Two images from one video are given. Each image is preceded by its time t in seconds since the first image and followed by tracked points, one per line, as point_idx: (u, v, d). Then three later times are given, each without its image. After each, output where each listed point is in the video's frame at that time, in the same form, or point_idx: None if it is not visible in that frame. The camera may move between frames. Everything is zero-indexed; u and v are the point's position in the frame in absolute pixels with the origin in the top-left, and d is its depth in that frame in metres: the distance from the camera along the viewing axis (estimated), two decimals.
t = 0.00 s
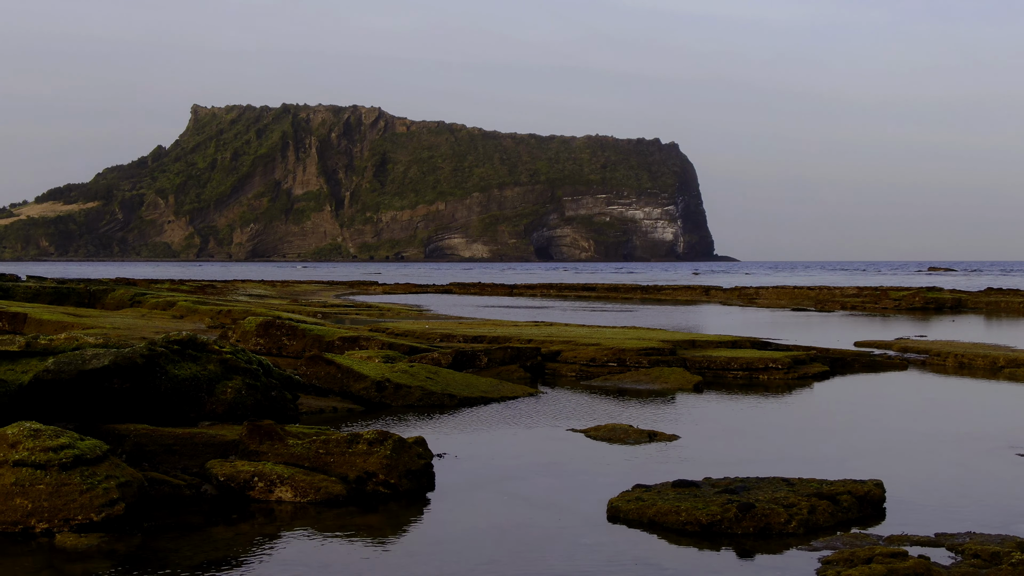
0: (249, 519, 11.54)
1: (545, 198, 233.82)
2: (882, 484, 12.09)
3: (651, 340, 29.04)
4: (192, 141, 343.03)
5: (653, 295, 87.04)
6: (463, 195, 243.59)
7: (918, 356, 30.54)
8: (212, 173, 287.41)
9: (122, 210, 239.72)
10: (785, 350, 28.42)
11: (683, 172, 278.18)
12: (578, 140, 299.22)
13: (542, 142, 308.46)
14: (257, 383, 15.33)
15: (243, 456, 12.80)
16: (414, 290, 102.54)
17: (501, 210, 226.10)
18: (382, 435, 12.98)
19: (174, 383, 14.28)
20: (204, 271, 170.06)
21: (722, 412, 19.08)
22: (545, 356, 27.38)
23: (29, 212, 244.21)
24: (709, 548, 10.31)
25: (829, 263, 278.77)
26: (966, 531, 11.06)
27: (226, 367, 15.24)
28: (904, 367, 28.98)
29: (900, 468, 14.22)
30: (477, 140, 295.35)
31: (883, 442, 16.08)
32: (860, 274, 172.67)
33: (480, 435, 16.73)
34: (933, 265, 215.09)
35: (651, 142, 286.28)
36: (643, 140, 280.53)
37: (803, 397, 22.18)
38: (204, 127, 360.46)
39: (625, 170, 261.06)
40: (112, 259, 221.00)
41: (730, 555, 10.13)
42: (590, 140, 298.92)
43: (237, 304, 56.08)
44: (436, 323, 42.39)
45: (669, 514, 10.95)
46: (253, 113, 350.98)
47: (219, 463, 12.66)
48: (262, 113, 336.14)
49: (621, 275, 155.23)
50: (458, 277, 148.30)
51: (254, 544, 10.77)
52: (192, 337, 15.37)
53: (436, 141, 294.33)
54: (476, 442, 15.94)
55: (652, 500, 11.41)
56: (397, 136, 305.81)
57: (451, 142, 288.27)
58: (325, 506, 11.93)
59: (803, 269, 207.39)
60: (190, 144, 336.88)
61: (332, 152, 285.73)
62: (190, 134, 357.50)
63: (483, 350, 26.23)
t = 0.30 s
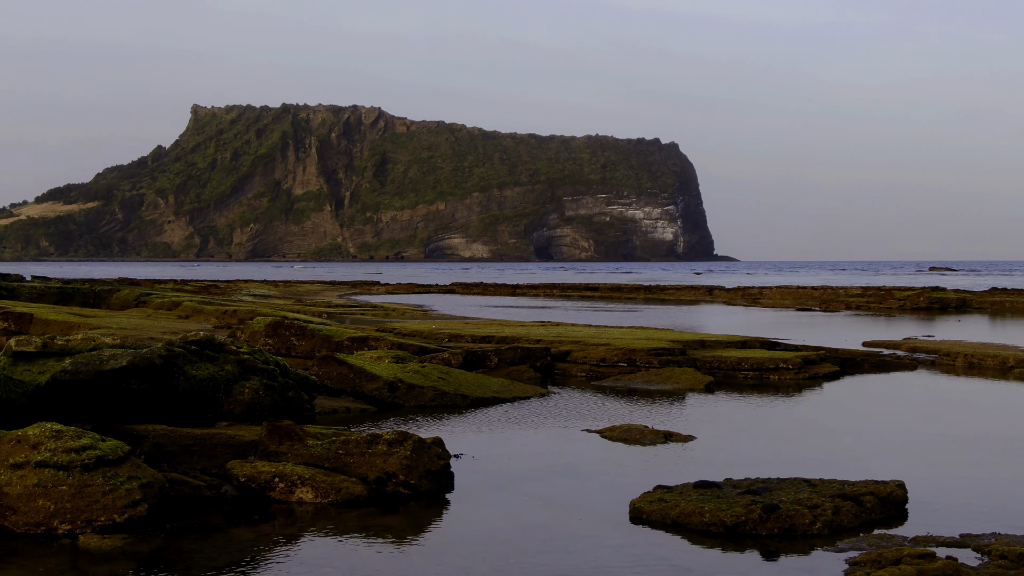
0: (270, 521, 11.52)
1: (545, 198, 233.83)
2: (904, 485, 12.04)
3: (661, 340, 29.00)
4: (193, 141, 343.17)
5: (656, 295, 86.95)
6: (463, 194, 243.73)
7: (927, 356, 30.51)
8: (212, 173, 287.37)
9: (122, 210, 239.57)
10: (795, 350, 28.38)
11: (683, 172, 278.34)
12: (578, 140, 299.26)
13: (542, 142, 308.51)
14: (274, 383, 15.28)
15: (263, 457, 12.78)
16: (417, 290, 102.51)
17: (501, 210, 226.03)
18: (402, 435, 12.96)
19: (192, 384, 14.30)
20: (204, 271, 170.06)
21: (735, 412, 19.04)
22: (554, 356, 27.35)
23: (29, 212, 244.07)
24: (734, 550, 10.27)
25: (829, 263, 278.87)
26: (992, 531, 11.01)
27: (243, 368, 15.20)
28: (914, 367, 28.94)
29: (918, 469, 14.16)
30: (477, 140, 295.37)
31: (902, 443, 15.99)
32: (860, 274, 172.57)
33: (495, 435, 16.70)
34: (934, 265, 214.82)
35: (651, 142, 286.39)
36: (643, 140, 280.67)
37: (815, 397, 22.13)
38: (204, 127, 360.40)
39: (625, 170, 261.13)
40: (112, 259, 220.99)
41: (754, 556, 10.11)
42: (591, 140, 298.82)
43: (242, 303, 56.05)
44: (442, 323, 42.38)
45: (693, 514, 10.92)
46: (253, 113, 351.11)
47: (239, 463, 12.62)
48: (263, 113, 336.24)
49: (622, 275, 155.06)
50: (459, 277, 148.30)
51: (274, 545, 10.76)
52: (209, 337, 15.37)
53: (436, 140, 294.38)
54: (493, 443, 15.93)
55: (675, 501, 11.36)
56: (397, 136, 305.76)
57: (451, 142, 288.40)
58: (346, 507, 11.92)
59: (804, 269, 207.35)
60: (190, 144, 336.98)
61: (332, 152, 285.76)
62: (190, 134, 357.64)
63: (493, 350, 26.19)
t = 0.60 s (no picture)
0: (289, 520, 11.49)
1: (545, 198, 233.77)
2: (925, 485, 12.01)
3: (669, 340, 28.97)
4: (193, 141, 343.07)
5: (660, 295, 86.88)
6: (463, 194, 243.82)
7: (936, 356, 30.52)
8: (212, 173, 287.26)
9: (122, 210, 239.39)
10: (803, 350, 28.37)
11: (683, 172, 278.53)
12: (578, 140, 299.25)
13: (542, 142, 308.51)
14: (290, 383, 15.24)
15: (281, 457, 12.77)
16: (419, 290, 102.46)
17: (501, 210, 226.00)
18: (420, 435, 12.93)
19: (208, 384, 14.32)
20: (204, 271, 169.79)
21: (746, 412, 18.97)
22: (564, 355, 27.31)
23: (29, 212, 243.87)
24: (757, 551, 10.23)
25: (830, 263, 278.71)
26: (1014, 531, 10.98)
27: (259, 368, 15.19)
28: (922, 367, 28.92)
29: (933, 469, 14.15)
30: (477, 140, 295.38)
31: (915, 443, 16.00)
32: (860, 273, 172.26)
33: (507, 434, 16.71)
34: (936, 265, 214.35)
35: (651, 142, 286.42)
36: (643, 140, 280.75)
37: (825, 397, 22.10)
38: (204, 127, 360.19)
39: (625, 170, 261.19)
40: (112, 259, 220.87)
41: (777, 556, 10.07)
42: (590, 140, 298.72)
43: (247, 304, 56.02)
44: (448, 323, 42.37)
45: (714, 516, 10.90)
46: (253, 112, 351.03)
47: (258, 464, 12.60)
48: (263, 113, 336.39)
49: (622, 275, 154.87)
50: (460, 277, 148.14)
51: (292, 545, 10.76)
52: (225, 337, 15.36)
53: (436, 140, 294.49)
54: (508, 443, 15.93)
55: (696, 501, 11.32)
56: (397, 136, 305.71)
57: (451, 142, 288.39)
58: (366, 507, 11.90)
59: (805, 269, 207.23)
60: (190, 144, 336.90)
61: (332, 152, 285.83)
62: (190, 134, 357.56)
63: (503, 349, 26.19)
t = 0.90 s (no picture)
0: (309, 521, 11.49)
1: (545, 198, 233.79)
2: (944, 486, 12.00)
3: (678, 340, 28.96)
4: (193, 140, 343.18)
5: (662, 295, 86.91)
6: (463, 194, 243.93)
7: (944, 356, 30.50)
8: (212, 173, 287.28)
9: (122, 210, 239.41)
10: (812, 350, 28.35)
11: (683, 172, 278.66)
12: (578, 140, 299.37)
13: (542, 142, 308.52)
14: (305, 384, 15.24)
15: (299, 457, 12.77)
16: (422, 290, 102.45)
17: (501, 210, 225.98)
18: (438, 435, 12.93)
19: (225, 384, 14.30)
20: (205, 271, 169.88)
21: (758, 413, 18.91)
22: (573, 356, 27.28)
23: (29, 212, 243.80)
24: (780, 552, 10.22)
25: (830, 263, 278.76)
26: None
27: (275, 368, 15.16)
28: (931, 367, 28.88)
29: (948, 470, 14.14)
30: (477, 139, 295.45)
31: (928, 443, 15.99)
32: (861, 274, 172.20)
33: (520, 435, 16.65)
34: (937, 266, 214.04)
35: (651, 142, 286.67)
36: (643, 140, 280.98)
37: (836, 397, 22.08)
38: (203, 128, 360.30)
39: (625, 170, 261.30)
40: (112, 259, 220.90)
41: (799, 558, 10.04)
42: (590, 140, 298.86)
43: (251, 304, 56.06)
44: (454, 323, 42.34)
45: (738, 517, 10.85)
46: (253, 112, 350.89)
47: (276, 464, 12.58)
48: (263, 113, 336.50)
49: (623, 275, 154.72)
50: (462, 277, 148.22)
51: (312, 545, 10.73)
52: (241, 338, 15.36)
53: (436, 140, 294.72)
54: (523, 443, 15.90)
55: (717, 503, 11.28)
56: (397, 136, 305.91)
57: (451, 142, 288.67)
58: (385, 508, 11.89)
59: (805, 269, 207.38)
60: (190, 144, 336.87)
61: (332, 152, 285.92)
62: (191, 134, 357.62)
63: (512, 350, 26.15)
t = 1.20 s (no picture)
0: (329, 521, 11.48)
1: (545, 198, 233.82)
2: (964, 487, 11.96)
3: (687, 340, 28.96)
4: (193, 140, 343.35)
5: (666, 295, 86.87)
6: (464, 195, 244.04)
7: (953, 356, 30.48)
8: (212, 173, 287.30)
9: (122, 210, 239.35)
10: (821, 351, 28.34)
11: (682, 172, 278.89)
12: (578, 140, 299.56)
13: (542, 142, 308.72)
14: (322, 384, 15.23)
15: (318, 458, 12.76)
16: (424, 290, 102.47)
17: (501, 210, 226.05)
18: (457, 436, 12.92)
19: (242, 384, 14.29)
20: (204, 271, 169.69)
21: (770, 413, 18.89)
22: (582, 356, 27.26)
23: (29, 212, 243.80)
24: (803, 552, 10.20)
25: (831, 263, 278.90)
26: None
27: (292, 368, 15.17)
28: (940, 367, 28.87)
29: (965, 471, 14.06)
30: (477, 139, 295.60)
31: (945, 444, 15.92)
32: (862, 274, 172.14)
33: (534, 435, 16.63)
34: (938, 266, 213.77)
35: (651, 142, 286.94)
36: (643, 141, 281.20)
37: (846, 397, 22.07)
38: (203, 127, 360.33)
39: (625, 170, 261.46)
40: (112, 259, 220.86)
41: (822, 558, 10.03)
42: (590, 140, 298.95)
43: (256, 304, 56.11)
44: (461, 323, 42.36)
45: (759, 518, 10.84)
46: (253, 112, 351.07)
47: (296, 464, 12.61)
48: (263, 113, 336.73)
49: (624, 275, 154.68)
50: (463, 277, 148.25)
51: (332, 545, 10.71)
52: (257, 338, 15.34)
53: (436, 140, 295.00)
54: (539, 443, 15.89)
55: (739, 503, 11.26)
56: (397, 136, 306.34)
57: (451, 142, 288.90)
58: (405, 508, 11.90)
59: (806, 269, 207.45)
60: (190, 144, 336.99)
61: (332, 152, 285.97)
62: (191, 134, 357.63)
63: (521, 350, 26.14)
